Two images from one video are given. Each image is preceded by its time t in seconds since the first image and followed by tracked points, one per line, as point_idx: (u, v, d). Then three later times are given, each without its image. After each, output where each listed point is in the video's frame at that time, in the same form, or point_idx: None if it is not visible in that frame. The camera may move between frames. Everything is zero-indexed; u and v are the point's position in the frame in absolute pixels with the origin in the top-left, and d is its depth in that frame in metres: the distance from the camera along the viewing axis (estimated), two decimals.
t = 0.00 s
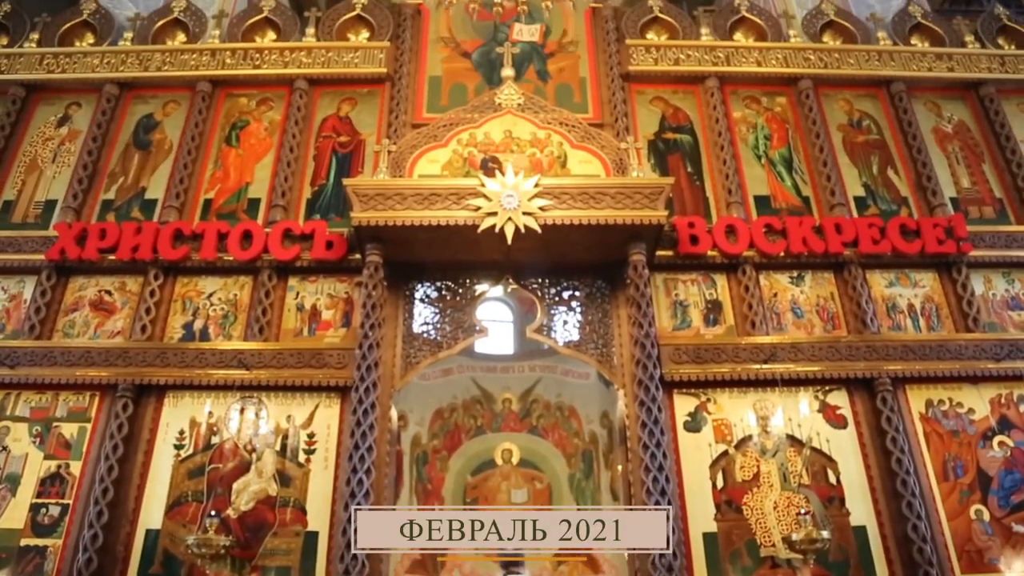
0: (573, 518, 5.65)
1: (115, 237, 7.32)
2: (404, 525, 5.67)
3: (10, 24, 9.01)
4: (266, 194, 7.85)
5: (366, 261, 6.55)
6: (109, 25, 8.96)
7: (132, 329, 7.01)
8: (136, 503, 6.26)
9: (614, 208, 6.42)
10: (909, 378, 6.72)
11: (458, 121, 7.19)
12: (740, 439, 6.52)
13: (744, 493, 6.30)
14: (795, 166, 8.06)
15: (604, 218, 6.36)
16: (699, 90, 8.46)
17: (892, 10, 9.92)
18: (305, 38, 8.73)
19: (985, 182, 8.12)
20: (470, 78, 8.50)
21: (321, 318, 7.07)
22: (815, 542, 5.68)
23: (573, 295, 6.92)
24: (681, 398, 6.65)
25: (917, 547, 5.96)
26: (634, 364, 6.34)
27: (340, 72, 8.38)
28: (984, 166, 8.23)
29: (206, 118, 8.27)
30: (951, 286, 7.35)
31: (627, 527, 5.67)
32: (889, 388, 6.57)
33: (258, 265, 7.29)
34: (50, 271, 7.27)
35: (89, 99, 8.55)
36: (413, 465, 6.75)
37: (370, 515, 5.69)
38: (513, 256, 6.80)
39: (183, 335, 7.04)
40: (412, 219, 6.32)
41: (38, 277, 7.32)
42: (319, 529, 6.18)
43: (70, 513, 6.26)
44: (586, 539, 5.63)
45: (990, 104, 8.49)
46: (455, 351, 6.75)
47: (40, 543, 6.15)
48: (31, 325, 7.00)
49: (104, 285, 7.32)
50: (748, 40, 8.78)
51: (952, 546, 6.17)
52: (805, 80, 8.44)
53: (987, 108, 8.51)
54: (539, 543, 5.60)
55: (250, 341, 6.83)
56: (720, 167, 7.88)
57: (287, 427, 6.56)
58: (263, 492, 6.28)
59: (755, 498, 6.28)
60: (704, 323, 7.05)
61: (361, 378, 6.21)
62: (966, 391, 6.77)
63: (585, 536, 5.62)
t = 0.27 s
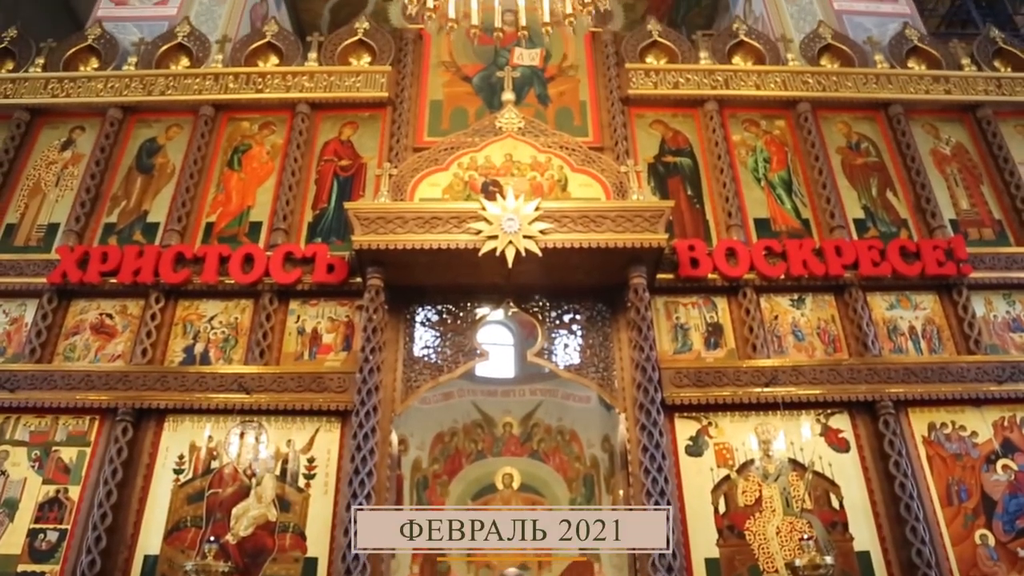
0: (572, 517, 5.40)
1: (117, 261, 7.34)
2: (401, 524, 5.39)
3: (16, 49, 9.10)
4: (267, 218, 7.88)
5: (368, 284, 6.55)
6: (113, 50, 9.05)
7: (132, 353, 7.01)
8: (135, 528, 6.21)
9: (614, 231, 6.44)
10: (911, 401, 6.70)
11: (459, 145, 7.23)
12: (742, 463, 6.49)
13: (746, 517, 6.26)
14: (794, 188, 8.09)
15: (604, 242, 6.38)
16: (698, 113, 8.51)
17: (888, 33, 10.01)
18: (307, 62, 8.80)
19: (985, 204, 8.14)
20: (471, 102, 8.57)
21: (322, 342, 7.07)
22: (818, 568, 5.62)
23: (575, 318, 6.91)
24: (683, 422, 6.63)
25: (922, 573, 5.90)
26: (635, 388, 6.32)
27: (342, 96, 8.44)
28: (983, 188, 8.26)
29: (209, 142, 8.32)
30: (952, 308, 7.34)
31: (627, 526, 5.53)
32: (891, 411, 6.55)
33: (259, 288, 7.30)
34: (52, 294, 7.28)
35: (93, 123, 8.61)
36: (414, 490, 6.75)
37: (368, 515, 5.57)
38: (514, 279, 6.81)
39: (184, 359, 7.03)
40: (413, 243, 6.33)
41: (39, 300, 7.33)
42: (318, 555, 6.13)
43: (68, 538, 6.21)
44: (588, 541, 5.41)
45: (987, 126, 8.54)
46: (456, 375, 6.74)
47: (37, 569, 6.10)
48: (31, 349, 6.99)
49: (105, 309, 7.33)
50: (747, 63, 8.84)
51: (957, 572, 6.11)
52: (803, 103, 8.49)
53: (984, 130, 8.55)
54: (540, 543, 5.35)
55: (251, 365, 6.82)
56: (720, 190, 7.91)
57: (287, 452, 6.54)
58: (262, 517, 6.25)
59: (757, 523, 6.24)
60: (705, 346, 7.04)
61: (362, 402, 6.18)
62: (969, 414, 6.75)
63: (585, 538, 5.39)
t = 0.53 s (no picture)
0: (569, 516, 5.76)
1: (118, 282, 7.35)
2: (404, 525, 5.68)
3: (21, 70, 9.17)
4: (269, 239, 7.90)
5: (369, 305, 6.55)
6: (118, 72, 9.12)
7: (133, 374, 7.00)
8: (134, 551, 6.17)
9: (615, 252, 6.45)
10: (913, 421, 6.68)
11: (460, 166, 7.26)
12: (744, 485, 6.45)
13: (749, 540, 6.21)
14: (794, 208, 8.11)
15: (605, 262, 6.38)
16: (698, 133, 8.56)
17: (886, 54, 10.07)
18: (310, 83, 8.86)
19: (984, 223, 8.15)
20: (472, 124, 8.63)
21: (322, 363, 7.06)
22: None
23: (575, 339, 6.90)
24: (684, 444, 6.61)
25: None
26: (636, 409, 6.29)
27: (344, 117, 8.48)
28: (982, 207, 8.27)
29: (211, 163, 8.36)
30: (953, 327, 7.33)
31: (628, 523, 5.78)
32: (893, 431, 6.53)
33: (260, 309, 7.30)
34: (53, 315, 7.28)
35: (96, 144, 8.66)
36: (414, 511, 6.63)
37: (370, 515, 5.74)
38: (515, 300, 6.81)
39: (184, 380, 7.03)
40: (413, 264, 6.34)
41: (41, 321, 7.33)
42: None
43: (66, 561, 6.17)
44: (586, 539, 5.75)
45: (986, 145, 8.57)
46: (456, 397, 6.72)
47: None
48: (32, 370, 6.98)
49: (106, 330, 7.33)
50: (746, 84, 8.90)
51: None
52: (802, 124, 8.54)
53: (983, 149, 8.58)
54: (540, 542, 5.71)
55: (251, 387, 6.81)
56: (720, 210, 7.93)
57: (287, 474, 6.51)
58: (262, 540, 6.22)
59: (760, 545, 6.20)
60: (706, 366, 7.02)
61: (363, 424, 6.16)
62: (972, 435, 6.72)
63: (584, 536, 5.73)
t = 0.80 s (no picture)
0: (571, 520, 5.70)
1: (119, 300, 7.35)
2: (404, 526, 5.62)
3: (26, 89, 9.23)
4: (270, 257, 7.92)
5: (370, 323, 6.54)
6: (121, 91, 9.17)
7: (133, 393, 6.99)
8: (132, 571, 6.13)
9: (616, 270, 6.46)
10: (916, 439, 6.65)
11: (461, 185, 7.29)
12: (747, 504, 6.42)
13: (752, 560, 6.16)
14: (794, 226, 8.13)
15: (606, 280, 6.39)
16: (698, 151, 8.59)
17: (884, 72, 10.13)
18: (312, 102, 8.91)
19: (985, 240, 8.16)
20: (473, 142, 8.67)
21: (323, 381, 7.05)
22: None
23: (576, 357, 6.90)
24: (686, 463, 6.59)
25: None
26: (638, 428, 6.26)
27: (345, 135, 8.52)
28: (982, 223, 8.28)
29: (213, 181, 8.40)
30: (955, 344, 7.31)
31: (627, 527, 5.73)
32: (896, 449, 6.50)
33: (261, 327, 7.30)
34: (54, 333, 7.28)
35: (99, 162, 8.70)
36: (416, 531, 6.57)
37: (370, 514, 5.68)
38: (516, 318, 6.80)
39: (185, 399, 7.02)
40: (414, 282, 6.35)
41: (41, 339, 7.33)
42: None
43: None
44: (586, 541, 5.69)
45: (985, 162, 8.59)
46: (457, 416, 6.70)
47: None
48: (32, 389, 6.97)
49: (107, 348, 7.33)
50: (745, 102, 8.94)
51: None
52: (802, 141, 8.57)
53: (982, 166, 8.60)
54: (540, 543, 5.67)
55: (252, 406, 6.80)
56: (721, 228, 7.94)
57: (288, 494, 6.49)
58: (262, 560, 6.18)
59: (763, 565, 6.15)
60: (708, 385, 7.00)
61: (363, 443, 6.13)
62: (975, 452, 6.69)
63: (584, 537, 5.67)
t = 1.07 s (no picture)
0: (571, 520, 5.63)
1: (120, 316, 7.36)
2: (404, 525, 5.56)
3: (31, 105, 9.29)
4: (272, 273, 7.93)
5: (370, 339, 6.54)
6: (124, 108, 9.22)
7: (133, 410, 6.98)
8: None
9: (616, 286, 6.46)
10: (919, 454, 6.63)
11: (462, 201, 7.30)
12: (749, 520, 6.38)
13: None
14: (795, 241, 8.14)
15: (606, 296, 6.39)
16: (698, 167, 8.61)
17: (882, 87, 10.17)
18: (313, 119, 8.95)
19: (985, 254, 8.16)
20: (474, 158, 8.71)
21: (324, 398, 7.04)
22: None
23: (578, 374, 6.88)
24: (688, 479, 6.57)
25: None
26: (640, 445, 6.24)
27: (347, 152, 8.55)
28: (982, 238, 8.28)
29: (215, 198, 8.42)
30: (957, 358, 7.30)
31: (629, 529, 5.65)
32: (899, 465, 6.47)
33: (261, 344, 7.30)
34: (55, 350, 7.28)
35: (102, 179, 8.73)
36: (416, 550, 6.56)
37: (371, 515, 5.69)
38: (516, 335, 6.80)
39: (185, 416, 7.00)
40: (416, 298, 6.35)
41: (42, 356, 7.33)
42: None
43: None
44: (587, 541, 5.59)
45: (984, 176, 8.60)
46: (458, 432, 6.68)
47: None
48: (32, 405, 6.96)
49: (108, 364, 7.33)
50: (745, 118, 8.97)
51: None
52: (802, 156, 8.59)
53: (981, 180, 8.62)
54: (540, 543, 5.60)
55: (252, 422, 6.78)
56: (721, 244, 7.95)
57: (288, 511, 6.46)
58: None
59: None
60: (709, 401, 6.98)
61: (364, 460, 6.11)
62: (978, 467, 6.66)
63: (585, 538, 5.58)
